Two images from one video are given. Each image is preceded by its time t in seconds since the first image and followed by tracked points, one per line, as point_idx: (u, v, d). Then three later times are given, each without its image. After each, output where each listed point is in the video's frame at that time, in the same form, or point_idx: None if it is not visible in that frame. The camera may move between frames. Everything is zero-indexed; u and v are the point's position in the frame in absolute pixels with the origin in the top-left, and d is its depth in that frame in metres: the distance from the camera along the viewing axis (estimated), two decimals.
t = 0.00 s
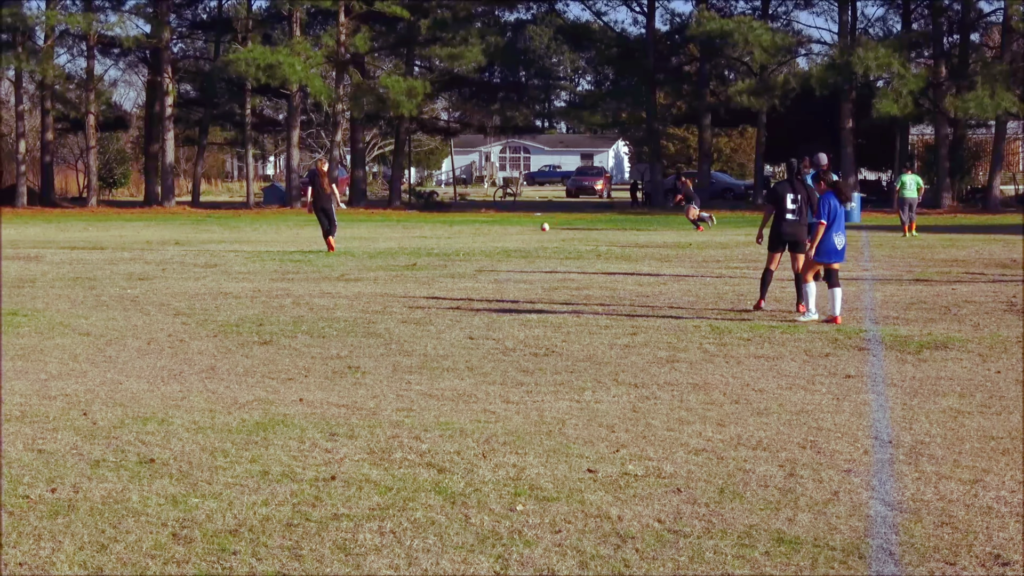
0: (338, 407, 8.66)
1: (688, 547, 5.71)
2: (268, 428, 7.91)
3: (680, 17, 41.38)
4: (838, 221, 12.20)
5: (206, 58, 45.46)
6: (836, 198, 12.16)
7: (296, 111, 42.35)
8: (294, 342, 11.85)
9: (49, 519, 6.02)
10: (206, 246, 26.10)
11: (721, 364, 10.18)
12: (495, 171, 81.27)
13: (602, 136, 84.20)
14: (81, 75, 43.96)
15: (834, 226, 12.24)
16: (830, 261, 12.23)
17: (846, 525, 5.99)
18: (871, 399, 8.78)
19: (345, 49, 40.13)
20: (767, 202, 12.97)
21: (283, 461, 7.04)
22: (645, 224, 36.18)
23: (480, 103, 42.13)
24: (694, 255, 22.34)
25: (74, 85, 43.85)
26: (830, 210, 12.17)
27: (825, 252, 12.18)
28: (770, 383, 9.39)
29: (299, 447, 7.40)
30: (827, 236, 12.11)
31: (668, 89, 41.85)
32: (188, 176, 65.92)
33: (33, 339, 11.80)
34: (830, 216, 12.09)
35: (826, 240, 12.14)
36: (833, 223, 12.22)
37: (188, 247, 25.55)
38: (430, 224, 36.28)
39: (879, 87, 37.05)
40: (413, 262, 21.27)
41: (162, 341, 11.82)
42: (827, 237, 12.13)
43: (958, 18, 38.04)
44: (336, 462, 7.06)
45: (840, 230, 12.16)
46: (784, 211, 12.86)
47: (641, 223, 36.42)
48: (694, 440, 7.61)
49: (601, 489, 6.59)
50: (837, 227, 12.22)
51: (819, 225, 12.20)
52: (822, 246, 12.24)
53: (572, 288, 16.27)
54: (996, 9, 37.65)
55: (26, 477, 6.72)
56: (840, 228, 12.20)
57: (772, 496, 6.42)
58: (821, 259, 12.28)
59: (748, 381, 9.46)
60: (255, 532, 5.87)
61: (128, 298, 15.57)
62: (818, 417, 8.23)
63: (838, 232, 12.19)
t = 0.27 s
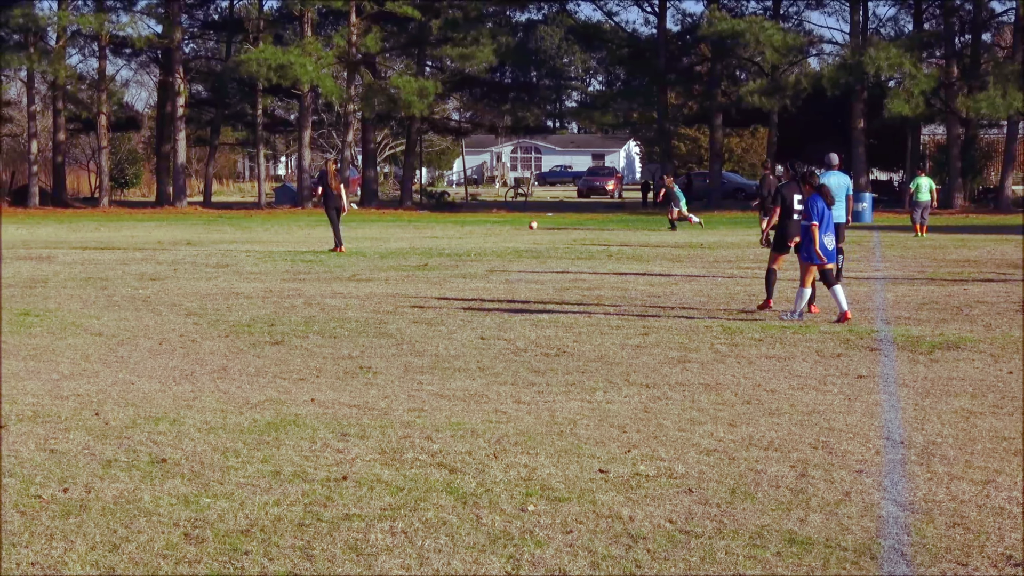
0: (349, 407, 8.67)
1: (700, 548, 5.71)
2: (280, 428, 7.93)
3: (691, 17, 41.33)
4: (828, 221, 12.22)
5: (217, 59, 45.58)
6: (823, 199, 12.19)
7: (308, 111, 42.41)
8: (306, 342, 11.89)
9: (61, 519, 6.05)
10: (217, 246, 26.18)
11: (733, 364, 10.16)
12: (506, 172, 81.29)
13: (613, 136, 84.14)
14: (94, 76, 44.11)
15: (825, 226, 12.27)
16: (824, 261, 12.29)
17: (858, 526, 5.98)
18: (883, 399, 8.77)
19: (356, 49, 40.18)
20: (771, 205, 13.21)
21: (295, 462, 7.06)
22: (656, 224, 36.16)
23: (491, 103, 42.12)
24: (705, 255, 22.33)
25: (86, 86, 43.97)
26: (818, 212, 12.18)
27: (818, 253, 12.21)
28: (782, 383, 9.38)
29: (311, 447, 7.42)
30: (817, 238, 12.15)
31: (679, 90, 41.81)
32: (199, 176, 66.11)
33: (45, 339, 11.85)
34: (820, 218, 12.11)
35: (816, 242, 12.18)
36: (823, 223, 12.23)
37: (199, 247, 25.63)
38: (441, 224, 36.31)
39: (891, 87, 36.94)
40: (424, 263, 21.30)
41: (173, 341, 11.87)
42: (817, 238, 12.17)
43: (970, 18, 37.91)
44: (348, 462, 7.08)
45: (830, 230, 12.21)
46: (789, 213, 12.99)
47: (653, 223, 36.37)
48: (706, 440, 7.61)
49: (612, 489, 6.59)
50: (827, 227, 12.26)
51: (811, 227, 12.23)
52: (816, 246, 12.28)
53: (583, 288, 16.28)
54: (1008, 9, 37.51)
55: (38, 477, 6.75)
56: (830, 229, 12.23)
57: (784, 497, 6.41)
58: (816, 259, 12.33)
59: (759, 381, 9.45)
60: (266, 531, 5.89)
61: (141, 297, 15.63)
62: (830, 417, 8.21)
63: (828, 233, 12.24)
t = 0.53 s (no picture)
0: (368, 407, 8.71)
1: (718, 548, 5.72)
2: (299, 428, 7.97)
3: (710, 17, 41.25)
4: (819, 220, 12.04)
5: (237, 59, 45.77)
6: (811, 199, 12.01)
7: (326, 111, 42.51)
8: (325, 342, 11.93)
9: (81, 519, 6.10)
10: (236, 246, 26.29)
11: (752, 364, 10.15)
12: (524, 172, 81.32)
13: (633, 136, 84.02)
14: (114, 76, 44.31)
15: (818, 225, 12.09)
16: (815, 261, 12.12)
17: (877, 526, 5.97)
18: (902, 400, 8.74)
19: (375, 49, 40.27)
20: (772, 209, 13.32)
21: (314, 462, 7.10)
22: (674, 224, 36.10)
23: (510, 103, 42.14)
24: (724, 255, 22.29)
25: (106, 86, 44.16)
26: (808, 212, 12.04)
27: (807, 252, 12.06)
28: (801, 383, 9.36)
29: (330, 447, 7.45)
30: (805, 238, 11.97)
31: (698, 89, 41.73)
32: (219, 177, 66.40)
33: (66, 338, 11.94)
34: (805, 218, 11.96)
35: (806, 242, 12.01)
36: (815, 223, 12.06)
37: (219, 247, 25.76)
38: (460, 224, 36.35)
39: (911, 86, 36.75)
40: (443, 262, 21.36)
41: (193, 341, 11.93)
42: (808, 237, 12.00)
43: (991, 17, 37.69)
44: (367, 462, 7.11)
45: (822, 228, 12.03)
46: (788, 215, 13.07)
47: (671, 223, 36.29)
48: (725, 441, 7.61)
49: (631, 490, 6.59)
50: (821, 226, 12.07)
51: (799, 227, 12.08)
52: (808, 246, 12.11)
53: (601, 289, 16.28)
54: None
55: (58, 476, 6.81)
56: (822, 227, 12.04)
57: (803, 497, 6.41)
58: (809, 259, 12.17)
59: (778, 381, 9.44)
60: (286, 531, 5.93)
61: (160, 297, 15.72)
62: (849, 418, 8.19)
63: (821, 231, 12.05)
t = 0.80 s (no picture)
0: (393, 407, 8.75)
1: (743, 549, 5.72)
2: (324, 428, 8.02)
3: (735, 17, 41.13)
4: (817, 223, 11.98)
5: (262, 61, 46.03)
6: (810, 202, 11.92)
7: (351, 112, 42.65)
8: (350, 342, 12.00)
9: (107, 518, 6.17)
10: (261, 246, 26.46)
11: (777, 365, 10.14)
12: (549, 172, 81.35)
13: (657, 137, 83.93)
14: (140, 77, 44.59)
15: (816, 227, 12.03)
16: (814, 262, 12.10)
17: (902, 527, 5.96)
18: (928, 400, 8.71)
19: (400, 50, 40.38)
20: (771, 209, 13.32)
21: (339, 461, 7.15)
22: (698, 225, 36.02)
23: (535, 103, 42.16)
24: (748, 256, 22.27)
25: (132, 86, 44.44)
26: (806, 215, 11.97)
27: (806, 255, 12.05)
28: (826, 384, 9.35)
29: (355, 447, 7.50)
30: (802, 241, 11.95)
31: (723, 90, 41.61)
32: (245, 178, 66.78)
33: (92, 338, 12.05)
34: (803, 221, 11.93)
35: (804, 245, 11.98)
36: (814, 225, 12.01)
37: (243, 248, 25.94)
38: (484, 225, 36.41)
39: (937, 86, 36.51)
40: (467, 263, 21.46)
41: (218, 341, 12.02)
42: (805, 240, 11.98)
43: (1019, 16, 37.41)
44: (392, 462, 7.15)
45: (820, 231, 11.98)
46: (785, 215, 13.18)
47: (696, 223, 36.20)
48: (750, 441, 7.60)
49: (655, 490, 6.60)
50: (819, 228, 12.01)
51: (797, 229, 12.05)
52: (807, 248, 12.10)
53: (625, 289, 16.30)
54: None
55: (84, 476, 6.88)
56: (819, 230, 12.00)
57: (828, 498, 6.40)
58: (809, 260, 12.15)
59: (803, 382, 9.43)
60: (311, 530, 5.97)
61: (185, 298, 15.83)
62: (874, 418, 8.17)
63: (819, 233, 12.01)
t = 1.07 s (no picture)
0: (422, 407, 8.80)
1: (772, 550, 5.72)
2: (353, 428, 8.08)
3: (765, 17, 40.98)
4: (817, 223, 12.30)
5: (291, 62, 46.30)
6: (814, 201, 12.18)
7: (381, 113, 42.81)
8: (379, 342, 12.07)
9: (138, 517, 6.25)
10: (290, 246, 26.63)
11: (807, 366, 10.13)
12: (577, 173, 81.30)
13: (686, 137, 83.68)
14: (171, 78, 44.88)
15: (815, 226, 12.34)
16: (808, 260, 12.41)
17: (933, 529, 5.94)
18: (959, 401, 8.66)
19: (429, 50, 40.48)
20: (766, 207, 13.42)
21: (368, 462, 7.20)
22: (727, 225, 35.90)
23: (564, 104, 42.18)
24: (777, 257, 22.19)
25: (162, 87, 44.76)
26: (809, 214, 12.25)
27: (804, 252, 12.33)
28: (856, 385, 9.32)
29: (385, 447, 7.55)
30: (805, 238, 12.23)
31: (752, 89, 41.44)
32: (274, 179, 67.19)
33: (122, 338, 12.19)
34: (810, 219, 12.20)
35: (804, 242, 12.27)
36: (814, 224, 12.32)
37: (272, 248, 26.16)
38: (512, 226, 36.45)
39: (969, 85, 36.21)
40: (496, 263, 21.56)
41: (248, 341, 12.12)
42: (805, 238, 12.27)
43: None
44: (422, 462, 7.20)
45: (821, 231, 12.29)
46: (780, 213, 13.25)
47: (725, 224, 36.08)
48: (778, 442, 7.60)
49: (684, 491, 6.61)
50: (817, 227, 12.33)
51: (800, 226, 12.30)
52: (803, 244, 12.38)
53: (653, 289, 16.32)
54: None
55: (114, 475, 6.97)
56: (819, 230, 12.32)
57: (858, 499, 6.39)
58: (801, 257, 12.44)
59: (832, 382, 9.41)
60: (339, 530, 6.03)
61: (215, 298, 15.97)
62: (904, 420, 8.13)
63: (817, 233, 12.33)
